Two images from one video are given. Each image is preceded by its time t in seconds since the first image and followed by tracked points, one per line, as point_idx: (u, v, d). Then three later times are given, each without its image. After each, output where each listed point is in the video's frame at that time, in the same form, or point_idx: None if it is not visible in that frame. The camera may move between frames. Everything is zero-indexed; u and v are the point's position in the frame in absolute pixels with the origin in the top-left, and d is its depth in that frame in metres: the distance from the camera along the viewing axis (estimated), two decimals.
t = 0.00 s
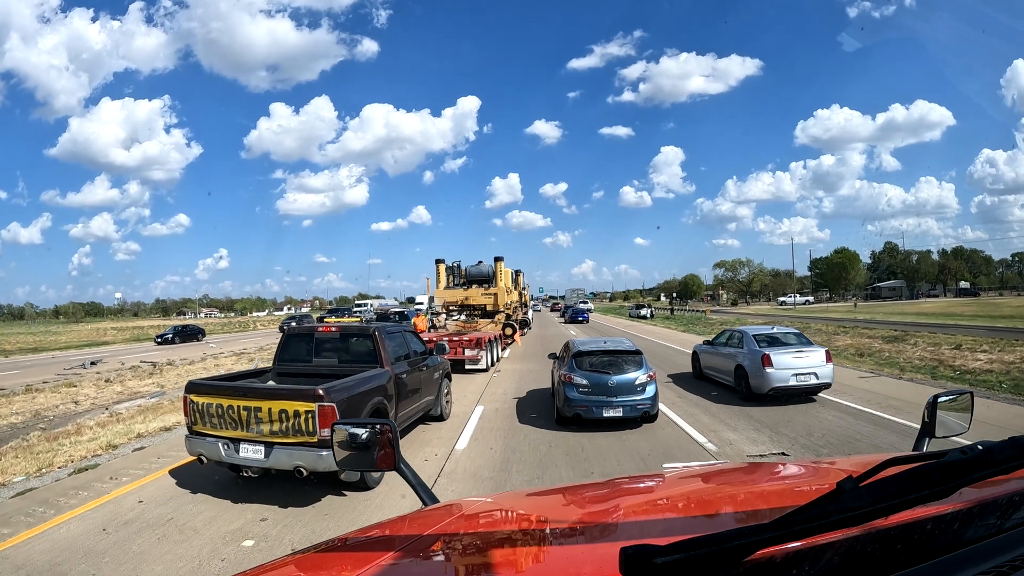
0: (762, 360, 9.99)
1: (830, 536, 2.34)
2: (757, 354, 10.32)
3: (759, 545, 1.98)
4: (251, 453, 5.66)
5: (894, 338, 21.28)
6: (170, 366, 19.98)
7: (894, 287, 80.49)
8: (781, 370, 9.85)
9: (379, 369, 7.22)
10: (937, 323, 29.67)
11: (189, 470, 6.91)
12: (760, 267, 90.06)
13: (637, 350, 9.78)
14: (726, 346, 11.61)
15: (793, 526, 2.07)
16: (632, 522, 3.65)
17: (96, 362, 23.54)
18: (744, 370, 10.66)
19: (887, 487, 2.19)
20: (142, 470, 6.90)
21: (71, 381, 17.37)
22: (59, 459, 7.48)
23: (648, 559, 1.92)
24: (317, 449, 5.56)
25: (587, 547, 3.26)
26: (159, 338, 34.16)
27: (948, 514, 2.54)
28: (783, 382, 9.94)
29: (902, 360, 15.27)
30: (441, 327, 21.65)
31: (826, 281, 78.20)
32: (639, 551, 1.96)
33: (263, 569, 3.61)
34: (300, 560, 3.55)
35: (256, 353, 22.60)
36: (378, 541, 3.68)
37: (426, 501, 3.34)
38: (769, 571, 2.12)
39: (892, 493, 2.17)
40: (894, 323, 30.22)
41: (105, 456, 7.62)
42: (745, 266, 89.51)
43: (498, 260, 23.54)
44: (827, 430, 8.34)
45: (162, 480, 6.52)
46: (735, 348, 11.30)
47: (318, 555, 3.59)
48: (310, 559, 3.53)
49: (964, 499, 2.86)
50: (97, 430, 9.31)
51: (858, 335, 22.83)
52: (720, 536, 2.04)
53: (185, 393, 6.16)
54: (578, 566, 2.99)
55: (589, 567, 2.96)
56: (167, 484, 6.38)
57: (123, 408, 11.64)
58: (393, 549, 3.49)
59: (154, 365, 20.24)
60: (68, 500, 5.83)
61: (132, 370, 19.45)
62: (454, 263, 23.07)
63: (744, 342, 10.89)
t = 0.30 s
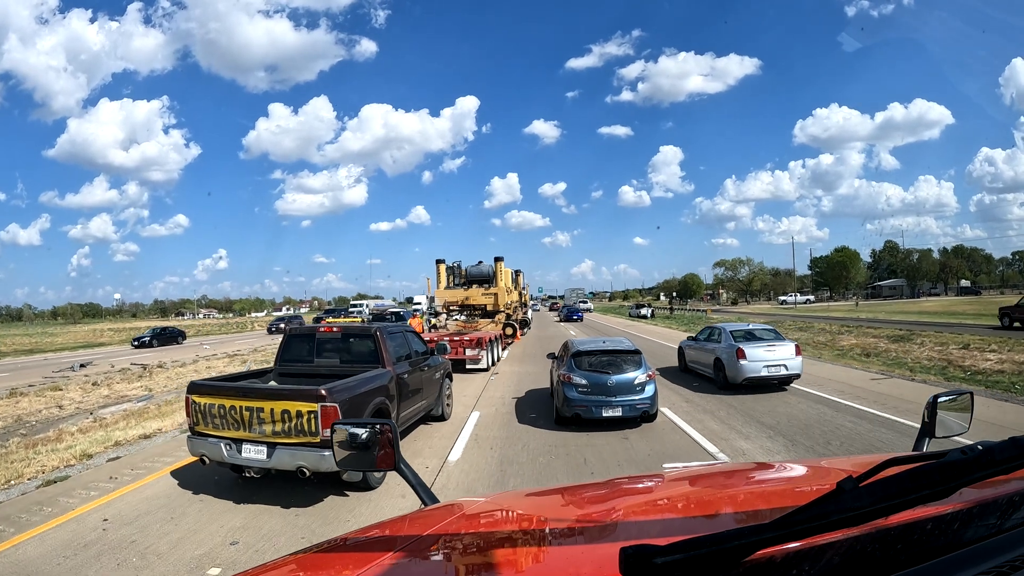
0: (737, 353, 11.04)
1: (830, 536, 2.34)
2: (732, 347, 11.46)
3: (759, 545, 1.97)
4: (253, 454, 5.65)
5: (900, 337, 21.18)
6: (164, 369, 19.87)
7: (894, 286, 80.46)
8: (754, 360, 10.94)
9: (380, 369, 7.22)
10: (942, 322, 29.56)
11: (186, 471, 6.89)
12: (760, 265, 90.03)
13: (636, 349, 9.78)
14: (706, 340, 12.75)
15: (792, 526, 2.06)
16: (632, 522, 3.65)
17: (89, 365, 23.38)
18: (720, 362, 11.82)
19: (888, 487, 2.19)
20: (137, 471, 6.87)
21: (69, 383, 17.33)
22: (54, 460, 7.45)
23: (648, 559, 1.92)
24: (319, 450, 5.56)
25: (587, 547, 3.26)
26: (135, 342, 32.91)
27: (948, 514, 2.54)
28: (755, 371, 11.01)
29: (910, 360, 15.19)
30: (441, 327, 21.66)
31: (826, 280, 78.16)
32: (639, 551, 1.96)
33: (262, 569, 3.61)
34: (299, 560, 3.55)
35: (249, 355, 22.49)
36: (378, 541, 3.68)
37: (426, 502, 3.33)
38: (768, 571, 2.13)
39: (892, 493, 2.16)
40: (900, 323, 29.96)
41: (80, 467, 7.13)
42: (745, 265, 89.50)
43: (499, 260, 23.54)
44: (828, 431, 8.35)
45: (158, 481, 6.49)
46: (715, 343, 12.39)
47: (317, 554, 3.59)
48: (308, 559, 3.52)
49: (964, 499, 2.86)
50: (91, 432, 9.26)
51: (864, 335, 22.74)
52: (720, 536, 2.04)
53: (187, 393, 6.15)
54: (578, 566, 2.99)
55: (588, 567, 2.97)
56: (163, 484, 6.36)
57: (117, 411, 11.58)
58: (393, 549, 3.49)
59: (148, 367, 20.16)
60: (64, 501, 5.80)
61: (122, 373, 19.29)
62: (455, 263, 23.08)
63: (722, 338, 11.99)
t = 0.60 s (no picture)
0: (716, 349, 11.92)
1: (830, 536, 2.36)
2: (713, 344, 12.38)
3: (759, 545, 1.99)
4: (257, 453, 5.68)
5: (907, 339, 21.13)
6: (159, 369, 19.77)
7: (895, 287, 80.42)
8: (731, 355, 11.81)
9: (383, 368, 7.24)
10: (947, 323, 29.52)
11: (185, 470, 6.90)
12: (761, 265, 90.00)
13: (635, 350, 9.80)
14: (690, 337, 13.70)
15: (793, 526, 2.07)
16: (632, 522, 3.67)
17: (82, 365, 23.22)
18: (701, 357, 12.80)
19: (887, 487, 2.20)
20: (135, 471, 6.86)
21: (66, 383, 17.29)
22: (51, 459, 7.41)
23: (648, 559, 1.94)
24: (323, 448, 5.58)
25: (587, 547, 3.28)
26: (109, 343, 31.71)
27: (948, 514, 2.56)
28: (733, 366, 11.91)
29: (917, 363, 15.15)
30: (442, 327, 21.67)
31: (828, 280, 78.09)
32: (639, 551, 1.97)
33: (261, 570, 3.63)
34: (299, 560, 3.57)
35: (243, 355, 22.39)
36: (378, 541, 3.70)
37: (427, 502, 3.35)
38: (769, 570, 2.14)
39: (892, 493, 2.18)
40: (905, 324, 29.89)
41: (48, 477, 6.80)
42: (746, 265, 89.41)
43: (499, 260, 23.54)
44: (826, 431, 8.39)
45: (157, 480, 6.49)
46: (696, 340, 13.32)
47: (318, 554, 3.60)
48: (308, 559, 3.54)
49: (964, 499, 2.88)
50: (86, 433, 9.23)
51: (868, 337, 22.69)
52: (720, 536, 2.06)
53: (191, 392, 6.16)
54: (579, 566, 3.02)
55: (588, 567, 2.99)
56: (160, 484, 6.34)
57: (113, 410, 11.54)
58: (393, 549, 3.50)
59: (145, 368, 20.10)
60: (61, 502, 5.79)
61: (115, 373, 19.17)
62: (455, 263, 23.08)
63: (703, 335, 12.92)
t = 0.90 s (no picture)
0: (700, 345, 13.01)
1: (830, 536, 2.38)
2: (697, 341, 13.49)
3: (759, 545, 2.01)
4: (261, 452, 5.70)
5: (912, 341, 21.11)
6: (157, 369, 19.69)
7: (896, 287, 80.43)
8: (712, 351, 12.86)
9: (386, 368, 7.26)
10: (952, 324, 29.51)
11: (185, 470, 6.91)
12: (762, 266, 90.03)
13: (635, 350, 9.83)
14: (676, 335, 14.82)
15: (793, 526, 2.10)
16: (632, 522, 3.69)
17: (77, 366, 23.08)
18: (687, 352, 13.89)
19: (887, 488, 2.22)
20: (133, 471, 6.85)
21: (67, 383, 17.32)
22: (49, 458, 7.40)
23: (648, 559, 1.96)
24: (327, 447, 5.60)
25: (587, 547, 3.30)
26: (78, 346, 30.18)
27: (948, 514, 2.58)
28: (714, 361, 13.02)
29: (926, 366, 15.11)
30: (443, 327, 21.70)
31: (828, 281, 78.12)
32: (639, 551, 1.99)
33: (260, 570, 3.64)
34: (300, 560, 3.60)
35: (242, 355, 22.37)
36: (379, 541, 3.72)
37: (427, 502, 3.36)
38: (768, 570, 2.17)
39: (892, 493, 2.20)
40: (909, 325, 29.86)
41: (37, 479, 6.67)
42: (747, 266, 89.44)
43: (500, 260, 23.58)
44: (825, 431, 8.43)
45: (156, 480, 6.49)
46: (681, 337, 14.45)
47: (319, 554, 3.63)
48: (309, 559, 3.56)
49: (965, 499, 2.90)
50: (84, 433, 9.20)
51: (875, 339, 22.63)
52: (721, 536, 2.08)
53: (195, 391, 6.18)
54: (579, 566, 3.04)
55: (587, 567, 3.01)
56: (159, 484, 6.32)
57: (111, 410, 11.50)
58: (395, 549, 3.52)
59: (146, 368, 20.11)
60: (61, 501, 5.80)
61: (115, 373, 19.17)
62: (456, 263, 23.13)
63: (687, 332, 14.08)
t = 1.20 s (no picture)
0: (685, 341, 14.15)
1: (830, 536, 2.38)
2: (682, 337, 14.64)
3: (759, 545, 2.00)
4: (267, 451, 5.70)
5: (919, 341, 21.05)
6: (150, 371, 19.44)
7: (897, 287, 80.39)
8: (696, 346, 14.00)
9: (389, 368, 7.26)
10: (957, 324, 29.46)
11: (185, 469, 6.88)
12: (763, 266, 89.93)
13: (634, 350, 9.83)
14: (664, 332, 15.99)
15: (792, 526, 2.09)
16: (632, 522, 3.69)
17: (67, 368, 22.73)
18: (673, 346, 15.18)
19: (888, 487, 2.22)
20: (129, 471, 6.78)
21: (67, 382, 17.29)
22: (42, 458, 7.31)
23: (648, 559, 1.95)
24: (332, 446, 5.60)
25: (587, 547, 3.30)
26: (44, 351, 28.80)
27: (948, 514, 2.58)
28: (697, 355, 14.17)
29: (936, 367, 15.05)
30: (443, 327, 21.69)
31: (828, 280, 78.10)
32: (639, 551, 1.99)
33: (260, 570, 3.63)
34: (300, 559, 3.59)
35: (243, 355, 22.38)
36: (379, 541, 3.71)
37: (427, 502, 3.36)
38: (768, 570, 2.16)
39: (892, 493, 2.19)
40: (913, 325, 29.75)
41: (39, 477, 6.67)
42: (748, 265, 89.37)
43: (500, 260, 23.58)
44: (824, 431, 8.44)
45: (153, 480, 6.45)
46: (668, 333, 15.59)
47: (319, 554, 3.62)
48: (310, 559, 3.55)
49: (965, 499, 2.89)
50: (88, 431, 9.22)
51: (881, 339, 22.56)
52: (720, 537, 2.07)
53: (200, 391, 6.18)
54: (579, 566, 3.04)
55: (587, 567, 3.01)
56: (154, 485, 6.24)
57: (102, 411, 11.34)
58: (394, 548, 3.52)
59: (145, 368, 20.07)
60: (57, 501, 5.75)
61: (115, 373, 19.14)
62: (457, 263, 23.13)
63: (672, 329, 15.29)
